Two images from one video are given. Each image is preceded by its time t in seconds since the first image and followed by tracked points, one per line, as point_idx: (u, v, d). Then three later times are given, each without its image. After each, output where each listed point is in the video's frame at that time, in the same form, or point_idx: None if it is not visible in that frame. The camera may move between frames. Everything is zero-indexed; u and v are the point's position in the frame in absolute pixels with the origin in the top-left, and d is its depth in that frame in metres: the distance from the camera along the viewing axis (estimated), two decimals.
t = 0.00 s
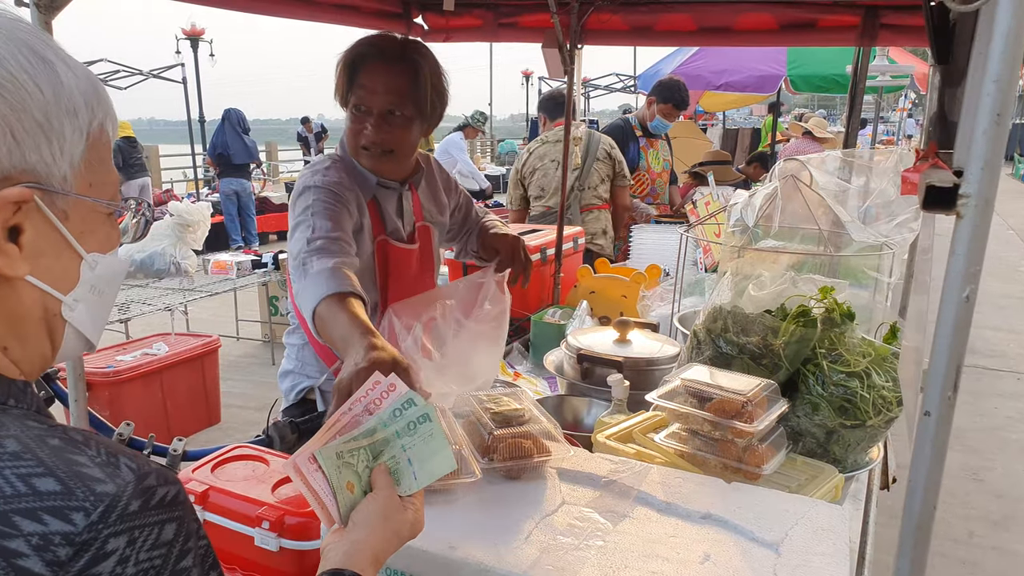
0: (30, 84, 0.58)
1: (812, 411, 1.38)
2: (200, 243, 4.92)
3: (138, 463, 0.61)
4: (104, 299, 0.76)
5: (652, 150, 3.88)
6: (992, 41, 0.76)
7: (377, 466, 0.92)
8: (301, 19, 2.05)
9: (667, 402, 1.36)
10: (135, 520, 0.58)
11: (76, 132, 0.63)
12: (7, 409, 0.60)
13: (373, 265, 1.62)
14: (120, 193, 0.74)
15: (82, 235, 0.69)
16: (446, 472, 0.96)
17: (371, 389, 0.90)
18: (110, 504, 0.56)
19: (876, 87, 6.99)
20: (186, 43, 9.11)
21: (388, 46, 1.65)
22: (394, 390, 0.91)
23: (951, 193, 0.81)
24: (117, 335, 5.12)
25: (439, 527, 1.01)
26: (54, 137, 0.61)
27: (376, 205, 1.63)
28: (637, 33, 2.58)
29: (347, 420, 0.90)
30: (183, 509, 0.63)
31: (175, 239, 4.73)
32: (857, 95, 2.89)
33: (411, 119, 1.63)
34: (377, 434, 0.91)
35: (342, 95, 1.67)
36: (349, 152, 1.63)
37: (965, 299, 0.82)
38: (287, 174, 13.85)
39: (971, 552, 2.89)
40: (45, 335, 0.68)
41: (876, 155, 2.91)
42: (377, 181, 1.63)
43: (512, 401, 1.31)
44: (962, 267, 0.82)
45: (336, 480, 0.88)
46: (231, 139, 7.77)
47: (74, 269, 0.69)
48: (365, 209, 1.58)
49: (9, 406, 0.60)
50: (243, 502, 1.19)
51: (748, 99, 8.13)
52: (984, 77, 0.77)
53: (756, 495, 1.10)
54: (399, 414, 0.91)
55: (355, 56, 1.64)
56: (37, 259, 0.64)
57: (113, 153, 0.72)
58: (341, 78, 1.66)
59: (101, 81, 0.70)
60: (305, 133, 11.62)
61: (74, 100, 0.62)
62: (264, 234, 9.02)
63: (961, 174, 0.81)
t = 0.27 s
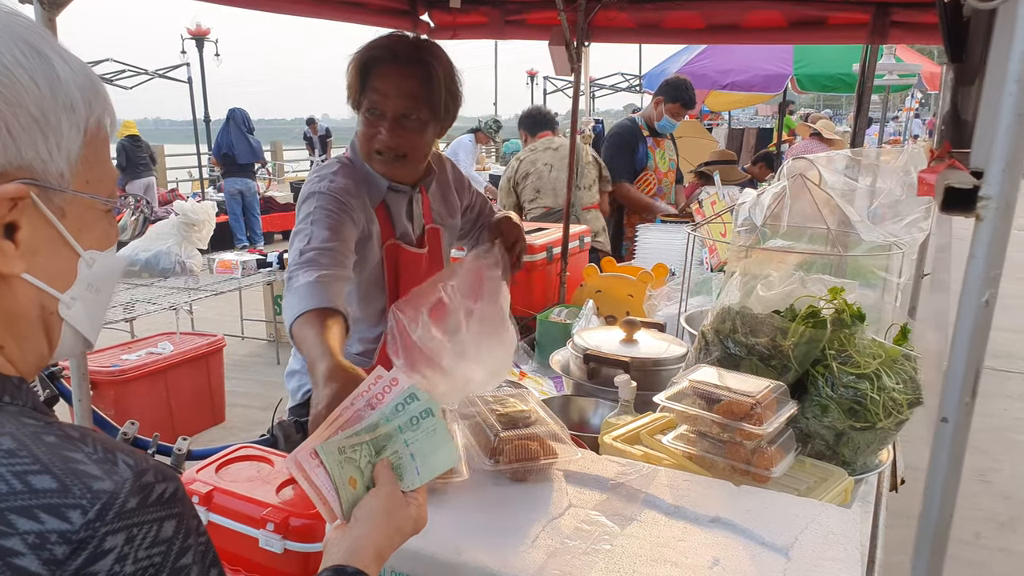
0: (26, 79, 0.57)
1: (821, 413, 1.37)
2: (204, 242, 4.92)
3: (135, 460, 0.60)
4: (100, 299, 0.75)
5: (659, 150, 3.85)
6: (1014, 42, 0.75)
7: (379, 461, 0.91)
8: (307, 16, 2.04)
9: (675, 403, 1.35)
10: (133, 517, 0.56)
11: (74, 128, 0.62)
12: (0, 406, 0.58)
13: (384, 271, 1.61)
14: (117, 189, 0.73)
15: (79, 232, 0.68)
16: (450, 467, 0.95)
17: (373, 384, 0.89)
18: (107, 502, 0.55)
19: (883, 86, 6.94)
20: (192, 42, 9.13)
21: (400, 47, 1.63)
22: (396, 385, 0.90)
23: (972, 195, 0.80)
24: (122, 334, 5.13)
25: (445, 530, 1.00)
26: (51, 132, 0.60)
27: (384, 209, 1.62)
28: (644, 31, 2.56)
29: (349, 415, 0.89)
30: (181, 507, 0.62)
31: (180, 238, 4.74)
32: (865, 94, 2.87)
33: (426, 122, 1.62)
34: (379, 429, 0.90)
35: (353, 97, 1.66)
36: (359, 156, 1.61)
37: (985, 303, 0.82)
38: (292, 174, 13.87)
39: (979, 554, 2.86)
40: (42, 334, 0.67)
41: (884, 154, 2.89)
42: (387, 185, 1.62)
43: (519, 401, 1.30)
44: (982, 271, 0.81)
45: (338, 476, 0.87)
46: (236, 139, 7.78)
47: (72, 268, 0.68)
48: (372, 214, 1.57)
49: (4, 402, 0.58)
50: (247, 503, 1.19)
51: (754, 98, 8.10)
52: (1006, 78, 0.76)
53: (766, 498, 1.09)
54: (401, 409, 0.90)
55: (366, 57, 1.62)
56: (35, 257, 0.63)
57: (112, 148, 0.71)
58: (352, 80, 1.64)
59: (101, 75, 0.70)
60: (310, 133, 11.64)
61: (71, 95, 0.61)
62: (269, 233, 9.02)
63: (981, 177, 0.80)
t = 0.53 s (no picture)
0: (34, 79, 0.58)
1: (827, 413, 1.36)
2: (210, 242, 4.94)
3: (142, 455, 0.60)
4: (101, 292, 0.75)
5: (667, 150, 3.83)
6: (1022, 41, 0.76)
7: (383, 454, 0.92)
8: (313, 17, 2.05)
9: (680, 403, 1.35)
10: (140, 513, 0.56)
11: (77, 125, 0.63)
12: (6, 403, 0.58)
13: (384, 268, 1.62)
14: (115, 184, 0.74)
15: (85, 229, 0.69)
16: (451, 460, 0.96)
17: (375, 377, 0.92)
18: (115, 497, 0.55)
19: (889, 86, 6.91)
20: (198, 43, 9.16)
21: (418, 43, 1.66)
22: (399, 376, 0.92)
23: (979, 194, 0.80)
24: (129, 333, 5.16)
25: (452, 529, 1.00)
26: (57, 131, 0.61)
27: (386, 208, 1.62)
28: (649, 32, 2.56)
29: (352, 408, 0.91)
30: (188, 502, 0.63)
31: (186, 237, 4.76)
32: (871, 95, 2.86)
33: (441, 118, 1.65)
34: (382, 421, 0.91)
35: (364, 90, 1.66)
36: (369, 154, 1.61)
37: (993, 303, 0.82)
38: (297, 174, 13.90)
39: (986, 556, 2.85)
40: (49, 331, 0.67)
41: (890, 155, 2.88)
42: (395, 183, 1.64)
43: (524, 401, 1.30)
44: (990, 270, 0.81)
45: (342, 468, 0.88)
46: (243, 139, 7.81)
47: (77, 264, 0.68)
48: (372, 214, 1.58)
49: (9, 401, 0.58)
50: (253, 503, 1.19)
51: (759, 99, 8.10)
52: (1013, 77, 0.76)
53: (772, 498, 1.09)
54: (404, 401, 0.92)
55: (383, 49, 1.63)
56: (44, 256, 0.64)
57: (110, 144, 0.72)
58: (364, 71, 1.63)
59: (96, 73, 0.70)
60: (315, 135, 11.69)
61: (74, 93, 0.62)
62: (274, 233, 9.05)
63: (989, 176, 0.80)
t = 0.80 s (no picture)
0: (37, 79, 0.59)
1: (831, 412, 1.37)
2: (216, 242, 4.97)
3: (149, 454, 0.61)
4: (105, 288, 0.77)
5: (673, 150, 3.85)
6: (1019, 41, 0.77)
7: (385, 450, 0.93)
8: (318, 18, 2.06)
9: (684, 402, 1.35)
10: (148, 511, 0.58)
11: (78, 123, 0.64)
12: (15, 402, 0.58)
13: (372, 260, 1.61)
14: (115, 181, 0.75)
15: (87, 226, 0.70)
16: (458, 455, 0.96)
17: (378, 373, 0.95)
18: (122, 495, 0.56)
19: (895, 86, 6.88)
20: (204, 43, 9.20)
21: (434, 54, 1.55)
22: (401, 373, 0.95)
23: (979, 190, 0.81)
24: (136, 333, 5.19)
25: (457, 525, 1.01)
26: (59, 129, 0.62)
27: (376, 202, 1.64)
28: (654, 33, 2.56)
29: (355, 404, 0.94)
30: (195, 499, 0.63)
31: (192, 237, 4.79)
32: (877, 95, 2.86)
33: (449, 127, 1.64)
34: (384, 418, 0.93)
35: (375, 98, 1.54)
36: (363, 153, 1.61)
37: (993, 297, 0.83)
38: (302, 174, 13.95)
39: (992, 557, 2.85)
40: (54, 328, 0.68)
41: (896, 155, 2.88)
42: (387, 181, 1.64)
43: (528, 400, 1.31)
44: (990, 264, 0.82)
45: (345, 465, 0.89)
46: (248, 140, 7.84)
47: (82, 262, 0.70)
48: (357, 207, 1.59)
49: (18, 399, 0.59)
50: (259, 499, 1.21)
51: (765, 99, 8.09)
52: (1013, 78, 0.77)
53: (775, 496, 1.10)
54: (406, 397, 0.94)
55: (403, 63, 1.50)
56: (47, 254, 0.65)
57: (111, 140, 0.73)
58: (382, 84, 1.51)
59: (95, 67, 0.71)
60: (321, 137, 11.73)
61: (75, 91, 0.63)
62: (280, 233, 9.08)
63: (988, 173, 0.81)
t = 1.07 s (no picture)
0: (38, 74, 0.59)
1: (837, 411, 1.36)
2: (221, 241, 4.98)
3: (153, 455, 0.61)
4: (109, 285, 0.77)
5: (679, 149, 3.84)
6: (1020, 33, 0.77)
7: (391, 452, 0.93)
8: (322, 18, 2.06)
9: (689, 400, 1.34)
10: (151, 512, 0.57)
11: (82, 120, 0.64)
12: (20, 402, 0.58)
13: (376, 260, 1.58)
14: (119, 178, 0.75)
15: (90, 223, 0.69)
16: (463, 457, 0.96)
17: (383, 375, 0.93)
18: (126, 496, 0.56)
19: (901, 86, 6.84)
20: (209, 43, 9.23)
21: (435, 52, 1.52)
22: (407, 375, 0.93)
23: (984, 183, 0.81)
24: (140, 332, 5.20)
25: (461, 523, 1.01)
26: (62, 125, 0.62)
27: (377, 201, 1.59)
28: (659, 32, 2.56)
29: (361, 406, 0.93)
30: (197, 500, 0.63)
31: (197, 237, 4.80)
32: (883, 94, 2.85)
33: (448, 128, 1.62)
34: (390, 420, 0.93)
35: (374, 100, 1.52)
36: (360, 151, 1.57)
37: (998, 291, 0.83)
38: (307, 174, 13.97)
39: (1000, 559, 2.83)
40: (58, 325, 0.68)
41: (903, 155, 2.87)
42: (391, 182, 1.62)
43: (533, 398, 1.31)
44: (995, 259, 0.82)
45: (350, 466, 0.89)
46: (253, 139, 7.86)
47: (84, 258, 0.70)
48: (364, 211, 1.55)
49: (22, 399, 0.59)
50: (263, 497, 1.20)
51: (771, 99, 8.07)
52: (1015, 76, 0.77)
53: (781, 495, 1.09)
54: (413, 398, 0.93)
55: (403, 65, 1.48)
56: (49, 250, 0.64)
57: (114, 139, 0.73)
58: (382, 87, 1.49)
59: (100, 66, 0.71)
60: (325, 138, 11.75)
61: (78, 88, 0.62)
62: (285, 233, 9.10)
63: (993, 166, 0.81)
